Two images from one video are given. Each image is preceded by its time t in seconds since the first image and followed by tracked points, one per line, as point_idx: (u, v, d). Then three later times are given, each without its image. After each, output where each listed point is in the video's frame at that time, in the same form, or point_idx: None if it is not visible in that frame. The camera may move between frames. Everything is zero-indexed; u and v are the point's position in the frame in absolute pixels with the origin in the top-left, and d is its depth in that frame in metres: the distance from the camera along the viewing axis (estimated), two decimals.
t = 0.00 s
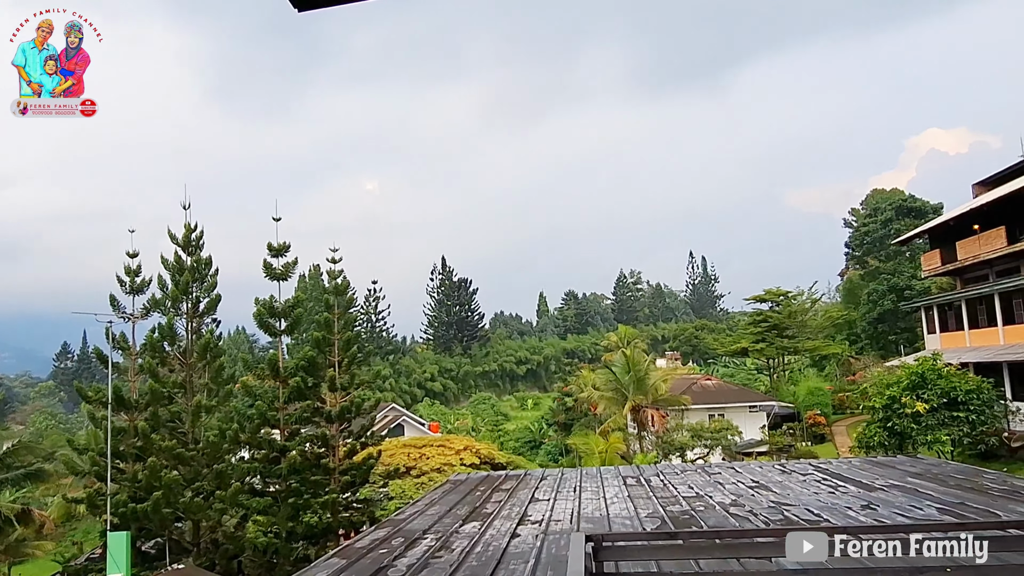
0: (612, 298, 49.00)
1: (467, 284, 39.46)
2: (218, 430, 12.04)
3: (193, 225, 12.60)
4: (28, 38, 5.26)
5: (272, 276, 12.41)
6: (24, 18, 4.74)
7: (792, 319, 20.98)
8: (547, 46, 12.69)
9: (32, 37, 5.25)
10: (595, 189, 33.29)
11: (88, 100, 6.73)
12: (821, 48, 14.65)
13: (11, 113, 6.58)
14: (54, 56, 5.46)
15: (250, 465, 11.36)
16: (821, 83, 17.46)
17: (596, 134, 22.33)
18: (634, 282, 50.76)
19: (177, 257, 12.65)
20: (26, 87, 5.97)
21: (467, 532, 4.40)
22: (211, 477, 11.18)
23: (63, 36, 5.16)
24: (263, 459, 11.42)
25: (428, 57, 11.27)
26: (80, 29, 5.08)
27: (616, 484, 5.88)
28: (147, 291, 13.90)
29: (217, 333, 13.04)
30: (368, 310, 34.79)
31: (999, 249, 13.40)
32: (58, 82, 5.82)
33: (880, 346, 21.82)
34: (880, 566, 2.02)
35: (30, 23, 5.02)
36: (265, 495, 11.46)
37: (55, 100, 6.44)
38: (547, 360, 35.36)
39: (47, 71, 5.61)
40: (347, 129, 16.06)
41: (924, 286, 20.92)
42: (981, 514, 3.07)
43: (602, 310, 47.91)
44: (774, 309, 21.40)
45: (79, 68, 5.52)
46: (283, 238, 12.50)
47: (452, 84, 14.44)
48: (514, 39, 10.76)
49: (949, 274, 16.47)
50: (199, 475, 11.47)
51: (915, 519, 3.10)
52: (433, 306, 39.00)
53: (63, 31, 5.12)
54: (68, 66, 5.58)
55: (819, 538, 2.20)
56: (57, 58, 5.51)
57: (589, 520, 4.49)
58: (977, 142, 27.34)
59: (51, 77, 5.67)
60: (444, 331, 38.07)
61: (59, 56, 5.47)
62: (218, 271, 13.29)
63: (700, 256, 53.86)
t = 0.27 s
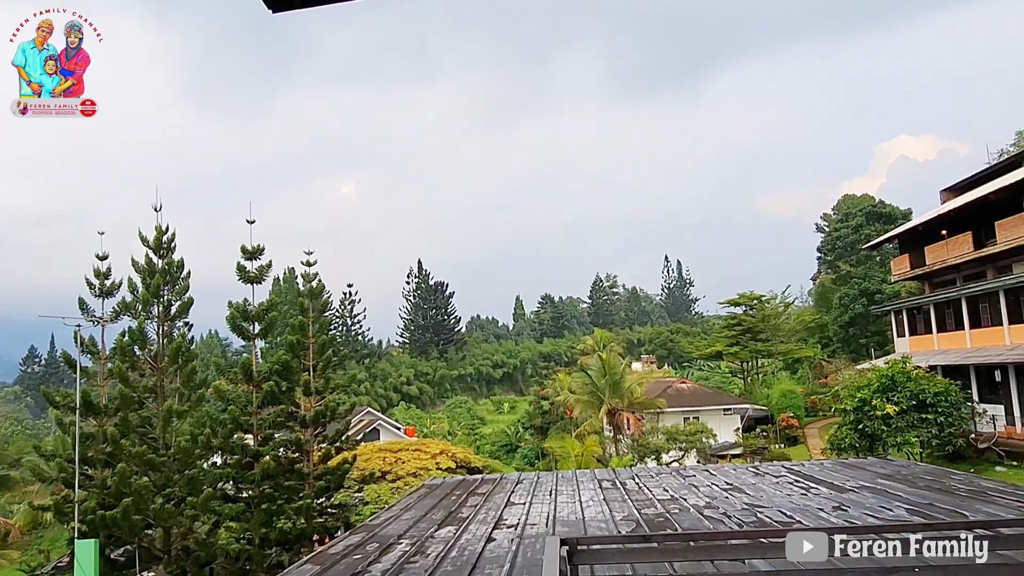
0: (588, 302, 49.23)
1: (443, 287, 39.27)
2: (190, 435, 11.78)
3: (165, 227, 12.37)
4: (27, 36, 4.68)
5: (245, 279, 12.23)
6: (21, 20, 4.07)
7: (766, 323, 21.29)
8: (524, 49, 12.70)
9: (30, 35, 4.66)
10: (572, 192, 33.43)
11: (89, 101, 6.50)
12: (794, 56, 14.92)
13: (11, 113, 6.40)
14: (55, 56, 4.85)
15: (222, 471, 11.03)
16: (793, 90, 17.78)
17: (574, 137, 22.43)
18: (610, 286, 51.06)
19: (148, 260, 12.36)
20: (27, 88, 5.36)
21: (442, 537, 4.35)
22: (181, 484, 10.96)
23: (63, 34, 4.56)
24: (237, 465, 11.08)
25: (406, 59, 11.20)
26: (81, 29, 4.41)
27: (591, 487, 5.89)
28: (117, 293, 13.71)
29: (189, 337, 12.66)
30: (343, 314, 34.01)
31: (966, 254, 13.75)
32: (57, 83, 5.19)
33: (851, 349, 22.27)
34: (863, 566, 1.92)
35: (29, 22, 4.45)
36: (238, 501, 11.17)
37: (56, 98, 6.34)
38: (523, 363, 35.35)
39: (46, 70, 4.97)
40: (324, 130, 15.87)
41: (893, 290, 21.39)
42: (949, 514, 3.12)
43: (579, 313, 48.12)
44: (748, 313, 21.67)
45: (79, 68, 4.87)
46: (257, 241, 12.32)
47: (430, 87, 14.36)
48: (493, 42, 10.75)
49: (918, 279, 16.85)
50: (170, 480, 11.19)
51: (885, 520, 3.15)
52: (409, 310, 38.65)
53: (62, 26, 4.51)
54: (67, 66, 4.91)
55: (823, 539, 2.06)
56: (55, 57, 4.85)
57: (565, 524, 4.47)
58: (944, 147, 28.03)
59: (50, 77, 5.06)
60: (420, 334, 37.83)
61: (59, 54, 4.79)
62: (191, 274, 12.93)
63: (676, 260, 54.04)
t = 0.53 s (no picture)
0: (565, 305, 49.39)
1: (420, 290, 39.06)
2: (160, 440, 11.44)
3: (136, 228, 12.10)
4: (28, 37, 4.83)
5: (219, 282, 11.96)
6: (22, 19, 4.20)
7: (740, 327, 21.58)
8: (502, 54, 12.71)
9: (32, 36, 4.83)
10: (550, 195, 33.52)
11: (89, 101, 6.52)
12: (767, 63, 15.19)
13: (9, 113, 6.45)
14: (55, 57, 5.02)
15: (194, 477, 10.78)
16: (767, 96, 18.10)
17: (552, 141, 22.53)
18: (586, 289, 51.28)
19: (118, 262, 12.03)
20: (27, 86, 5.61)
21: (417, 542, 4.30)
22: (152, 490, 10.57)
23: (63, 35, 4.71)
24: (208, 470, 10.89)
25: (385, 61, 11.14)
26: (80, 30, 4.53)
27: (566, 490, 5.89)
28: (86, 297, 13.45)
29: (161, 340, 12.39)
30: (320, 317, 33.21)
31: (934, 259, 14.11)
32: (59, 83, 5.40)
33: (823, 353, 22.69)
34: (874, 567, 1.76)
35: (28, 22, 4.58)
36: (210, 508, 10.92)
37: (59, 100, 6.34)
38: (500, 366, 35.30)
39: (47, 70, 5.18)
40: (300, 131, 15.69)
41: (865, 295, 21.83)
42: (918, 514, 3.19)
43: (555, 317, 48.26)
44: (723, 317, 21.94)
45: (79, 68, 5.02)
46: (231, 243, 12.14)
47: (409, 89, 14.29)
48: (471, 46, 10.75)
49: (888, 283, 17.23)
50: (140, 486, 10.81)
51: (856, 520, 3.20)
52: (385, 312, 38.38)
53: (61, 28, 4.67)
54: (68, 67, 5.08)
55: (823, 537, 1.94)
56: (55, 58, 5.02)
57: (540, 527, 4.45)
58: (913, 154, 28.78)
59: (51, 77, 5.29)
60: (396, 338, 37.58)
61: (60, 56, 4.97)
62: (163, 276, 12.70)
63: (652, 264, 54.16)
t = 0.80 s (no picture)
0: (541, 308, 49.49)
1: (396, 293, 38.95)
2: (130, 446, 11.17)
3: (105, 229, 11.80)
4: (28, 37, 4.87)
5: (191, 284, 11.71)
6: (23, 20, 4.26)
7: (715, 329, 21.83)
8: (479, 57, 12.68)
9: (31, 36, 4.86)
10: (527, 197, 33.55)
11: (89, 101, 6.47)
12: (742, 69, 15.42)
13: (10, 113, 6.29)
14: (55, 57, 5.04)
15: (165, 482, 10.52)
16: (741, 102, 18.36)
17: (529, 143, 22.57)
18: (563, 292, 51.45)
19: (87, 263, 11.72)
20: (25, 86, 5.63)
21: (392, 546, 4.25)
22: (120, 496, 10.33)
23: (62, 35, 4.77)
24: (179, 475, 10.58)
25: (362, 61, 11.02)
26: (80, 29, 4.61)
27: (542, 494, 5.88)
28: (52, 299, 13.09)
29: (131, 343, 12.12)
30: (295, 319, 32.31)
31: (903, 263, 14.44)
32: (58, 82, 5.42)
33: (796, 356, 23.07)
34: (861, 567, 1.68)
35: (32, 24, 4.64)
36: (181, 513, 10.67)
37: (57, 99, 6.23)
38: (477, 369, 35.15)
39: (46, 70, 5.20)
40: (275, 131, 15.47)
41: (836, 299, 22.26)
42: (887, 515, 3.26)
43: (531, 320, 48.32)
44: (698, 320, 22.17)
45: (79, 68, 5.03)
46: (204, 244, 11.90)
47: (387, 91, 14.19)
48: (450, 48, 10.71)
49: (858, 287, 17.59)
50: (108, 492, 10.63)
51: (828, 521, 3.25)
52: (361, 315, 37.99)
53: (61, 29, 4.71)
54: (68, 67, 5.10)
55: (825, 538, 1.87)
56: (56, 59, 5.05)
57: (515, 530, 4.43)
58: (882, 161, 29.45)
59: (50, 76, 5.29)
60: (372, 340, 37.26)
61: (60, 55, 5.00)
62: (133, 278, 12.37)
63: (627, 267, 54.44)
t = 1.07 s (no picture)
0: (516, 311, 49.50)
1: (371, 295, 38.00)
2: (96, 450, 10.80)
3: (71, 228, 11.45)
4: (29, 38, 5.05)
5: (160, 285, 11.42)
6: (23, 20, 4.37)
7: (688, 332, 22.09)
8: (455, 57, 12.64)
9: (31, 36, 5.03)
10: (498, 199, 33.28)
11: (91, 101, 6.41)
12: (714, 74, 15.69)
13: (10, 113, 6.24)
14: (55, 57, 5.21)
15: (131, 486, 10.18)
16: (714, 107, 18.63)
17: (505, 144, 22.57)
18: (538, 295, 51.50)
19: (52, 263, 11.35)
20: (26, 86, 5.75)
21: (364, 550, 4.19)
22: (86, 501, 9.84)
23: (62, 33, 4.94)
24: (147, 480, 10.27)
25: (337, 59, 10.89)
26: (80, 30, 4.71)
27: (516, 496, 5.86)
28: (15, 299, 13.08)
29: (98, 345, 11.84)
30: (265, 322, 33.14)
31: (871, 268, 14.79)
32: (59, 82, 5.54)
33: (767, 358, 23.44)
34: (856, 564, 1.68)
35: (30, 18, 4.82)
36: (148, 519, 10.40)
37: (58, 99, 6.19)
38: (450, 372, 35.03)
39: (44, 69, 5.39)
40: (247, 130, 15.21)
41: (806, 302, 22.68)
42: (853, 514, 3.32)
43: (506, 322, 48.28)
44: (671, 323, 22.40)
45: (78, 68, 5.18)
46: (174, 245, 11.64)
47: (362, 90, 14.05)
48: (426, 48, 10.64)
49: (828, 291, 17.95)
50: (73, 498, 10.05)
51: (797, 520, 3.31)
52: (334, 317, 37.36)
53: (60, 27, 4.86)
54: (68, 66, 5.25)
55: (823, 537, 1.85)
56: (56, 58, 5.21)
57: (488, 532, 4.40)
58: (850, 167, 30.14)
59: (51, 76, 5.46)
60: (345, 343, 36.76)
61: (59, 54, 5.17)
62: (100, 280, 12.02)
63: (601, 270, 54.71)
